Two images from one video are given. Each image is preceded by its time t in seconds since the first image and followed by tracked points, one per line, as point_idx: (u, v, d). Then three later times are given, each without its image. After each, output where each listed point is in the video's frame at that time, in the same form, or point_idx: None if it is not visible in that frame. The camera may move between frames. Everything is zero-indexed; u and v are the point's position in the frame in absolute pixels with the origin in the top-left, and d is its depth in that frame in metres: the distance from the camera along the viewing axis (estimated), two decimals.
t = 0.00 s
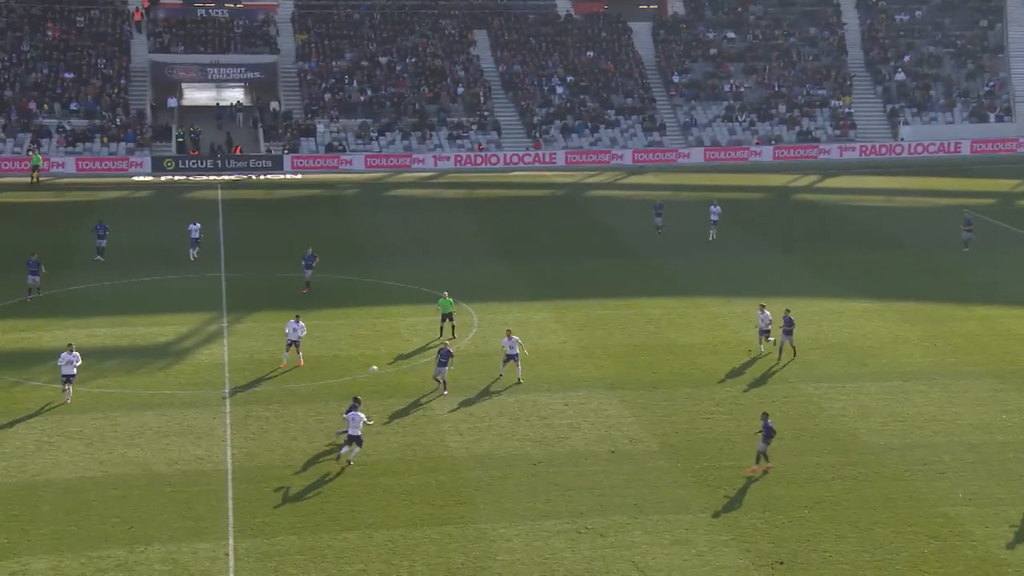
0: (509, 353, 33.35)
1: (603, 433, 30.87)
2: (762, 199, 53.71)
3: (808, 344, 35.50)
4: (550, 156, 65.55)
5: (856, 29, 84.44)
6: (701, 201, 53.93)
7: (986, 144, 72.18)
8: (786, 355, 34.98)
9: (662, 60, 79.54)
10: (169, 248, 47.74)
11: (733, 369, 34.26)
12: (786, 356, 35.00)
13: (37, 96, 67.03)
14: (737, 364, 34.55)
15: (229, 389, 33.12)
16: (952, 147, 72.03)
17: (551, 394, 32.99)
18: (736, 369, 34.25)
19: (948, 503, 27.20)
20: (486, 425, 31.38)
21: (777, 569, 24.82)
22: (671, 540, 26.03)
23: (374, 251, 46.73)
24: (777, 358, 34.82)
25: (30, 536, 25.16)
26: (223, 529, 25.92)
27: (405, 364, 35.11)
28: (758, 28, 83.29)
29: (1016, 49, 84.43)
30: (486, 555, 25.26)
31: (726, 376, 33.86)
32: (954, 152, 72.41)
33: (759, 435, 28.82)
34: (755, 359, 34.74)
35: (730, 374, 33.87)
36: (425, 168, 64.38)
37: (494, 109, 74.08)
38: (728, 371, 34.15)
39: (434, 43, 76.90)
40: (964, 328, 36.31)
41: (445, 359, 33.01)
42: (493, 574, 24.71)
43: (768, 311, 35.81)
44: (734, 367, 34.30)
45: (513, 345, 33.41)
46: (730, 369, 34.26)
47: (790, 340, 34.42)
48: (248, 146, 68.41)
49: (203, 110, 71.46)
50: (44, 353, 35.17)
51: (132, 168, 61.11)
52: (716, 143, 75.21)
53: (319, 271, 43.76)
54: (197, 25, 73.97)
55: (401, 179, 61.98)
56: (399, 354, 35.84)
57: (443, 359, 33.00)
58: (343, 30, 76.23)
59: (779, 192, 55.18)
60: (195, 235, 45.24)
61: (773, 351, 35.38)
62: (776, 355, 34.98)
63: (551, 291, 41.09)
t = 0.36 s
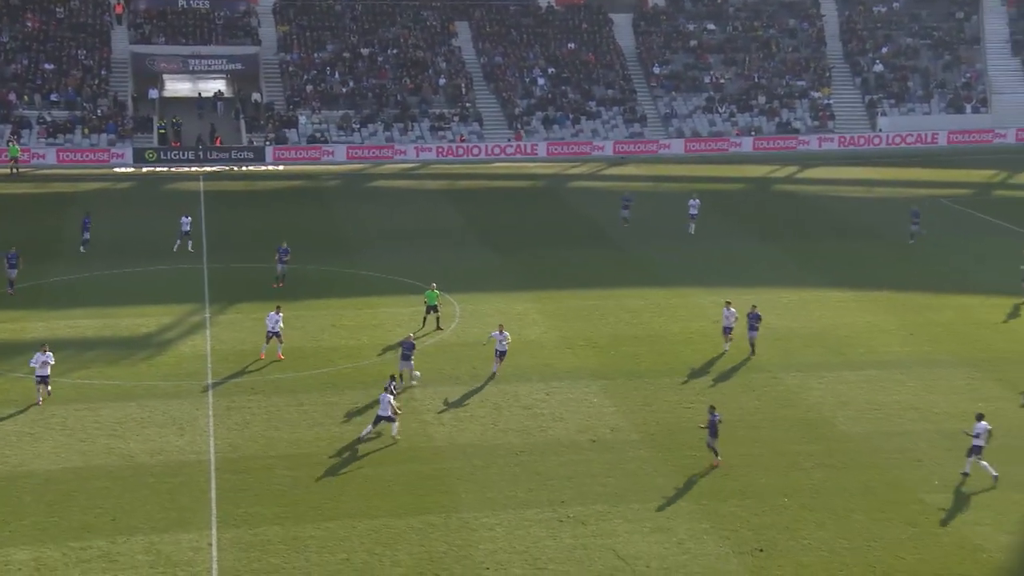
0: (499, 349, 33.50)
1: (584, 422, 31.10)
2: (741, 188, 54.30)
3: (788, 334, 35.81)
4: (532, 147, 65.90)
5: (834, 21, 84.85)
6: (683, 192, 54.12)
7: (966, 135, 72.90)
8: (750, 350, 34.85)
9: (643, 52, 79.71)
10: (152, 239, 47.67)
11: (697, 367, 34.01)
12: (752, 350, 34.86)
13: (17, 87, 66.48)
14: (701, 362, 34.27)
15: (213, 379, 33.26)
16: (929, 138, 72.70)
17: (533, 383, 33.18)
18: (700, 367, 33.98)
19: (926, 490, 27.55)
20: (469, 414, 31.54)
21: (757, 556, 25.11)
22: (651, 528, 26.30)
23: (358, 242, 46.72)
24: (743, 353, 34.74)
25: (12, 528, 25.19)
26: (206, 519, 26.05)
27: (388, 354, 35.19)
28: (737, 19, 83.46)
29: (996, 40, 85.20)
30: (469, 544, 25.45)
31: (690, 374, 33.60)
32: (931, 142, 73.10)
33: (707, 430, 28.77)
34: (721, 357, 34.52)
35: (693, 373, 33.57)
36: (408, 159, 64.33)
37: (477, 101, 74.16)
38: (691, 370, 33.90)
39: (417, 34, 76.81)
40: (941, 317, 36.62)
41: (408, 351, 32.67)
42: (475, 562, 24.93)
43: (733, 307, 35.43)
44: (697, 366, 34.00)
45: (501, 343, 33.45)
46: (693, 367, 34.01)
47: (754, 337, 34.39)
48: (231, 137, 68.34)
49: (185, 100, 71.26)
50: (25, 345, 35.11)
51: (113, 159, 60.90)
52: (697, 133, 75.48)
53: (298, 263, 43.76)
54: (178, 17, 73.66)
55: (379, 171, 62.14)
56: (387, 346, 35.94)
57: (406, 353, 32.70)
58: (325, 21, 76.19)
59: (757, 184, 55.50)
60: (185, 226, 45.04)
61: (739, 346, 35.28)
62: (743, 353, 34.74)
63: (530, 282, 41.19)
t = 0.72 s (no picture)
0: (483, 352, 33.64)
1: (551, 415, 31.89)
2: (704, 186, 55.48)
3: (749, 328, 36.75)
4: (499, 147, 66.60)
5: (793, 24, 86.09)
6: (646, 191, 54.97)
7: (919, 135, 74.07)
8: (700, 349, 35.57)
9: (608, 53, 80.71)
10: (126, 237, 48.07)
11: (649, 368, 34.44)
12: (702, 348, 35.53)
13: None
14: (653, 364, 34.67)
15: (187, 375, 33.81)
16: (884, 138, 74.03)
17: (502, 377, 33.93)
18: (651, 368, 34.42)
19: (881, 479, 28.52)
20: (439, 408, 32.27)
21: (719, 545, 25.96)
22: (617, 518, 27.11)
23: (329, 240, 47.28)
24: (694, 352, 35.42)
25: None
26: (181, 512, 26.62)
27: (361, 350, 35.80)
28: (699, 22, 84.77)
29: (946, 43, 86.00)
30: (439, 535, 26.15)
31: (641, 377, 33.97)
32: (886, 142, 74.44)
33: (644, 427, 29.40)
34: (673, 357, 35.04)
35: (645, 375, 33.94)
36: (378, 158, 64.87)
37: (446, 102, 74.79)
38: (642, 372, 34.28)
39: (386, 36, 77.55)
40: (898, 311, 37.66)
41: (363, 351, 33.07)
42: (445, 553, 25.64)
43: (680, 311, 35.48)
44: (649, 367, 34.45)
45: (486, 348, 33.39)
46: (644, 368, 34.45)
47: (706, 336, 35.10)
48: (203, 138, 68.67)
49: (158, 101, 71.43)
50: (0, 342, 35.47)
51: (87, 159, 60.84)
52: (661, 133, 76.49)
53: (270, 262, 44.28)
54: (151, 19, 73.88)
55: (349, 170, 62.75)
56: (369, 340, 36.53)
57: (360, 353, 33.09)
58: (296, 24, 76.80)
59: (719, 182, 56.55)
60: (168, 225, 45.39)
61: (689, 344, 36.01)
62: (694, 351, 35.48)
63: (497, 279, 41.90)
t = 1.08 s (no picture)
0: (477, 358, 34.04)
1: (513, 411, 32.75)
2: (660, 187, 56.65)
3: (706, 325, 37.78)
4: (461, 150, 67.34)
5: (744, 31, 87.70)
6: (603, 193, 55.97)
7: (864, 138, 75.85)
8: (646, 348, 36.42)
9: (566, 59, 81.88)
10: (94, 238, 48.47)
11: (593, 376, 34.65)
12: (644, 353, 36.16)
13: None
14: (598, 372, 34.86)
15: (154, 374, 34.36)
16: (832, 140, 75.61)
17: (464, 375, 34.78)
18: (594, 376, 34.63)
19: (831, 470, 29.59)
20: (403, 405, 33.04)
21: (676, 534, 26.87)
22: (577, 510, 27.99)
23: (294, 241, 47.91)
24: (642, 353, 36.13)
25: None
26: (149, 509, 27.22)
27: (327, 348, 36.52)
28: (654, 28, 86.24)
29: (890, 50, 88.29)
30: (404, 529, 26.89)
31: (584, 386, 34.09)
32: (834, 144, 76.08)
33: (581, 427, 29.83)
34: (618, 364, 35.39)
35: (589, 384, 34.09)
36: (343, 162, 65.57)
37: (409, 107, 75.64)
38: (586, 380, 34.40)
39: (349, 42, 78.33)
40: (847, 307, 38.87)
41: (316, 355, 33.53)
42: (409, 545, 26.38)
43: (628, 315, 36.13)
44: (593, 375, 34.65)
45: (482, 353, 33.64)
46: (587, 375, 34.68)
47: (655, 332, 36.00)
48: (171, 142, 69.02)
49: (126, 106, 71.75)
50: None
51: (55, 163, 61.59)
52: (618, 136, 77.71)
53: (237, 263, 44.88)
54: (118, 24, 73.98)
55: (315, 173, 63.35)
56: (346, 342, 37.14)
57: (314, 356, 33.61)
58: (261, 30, 77.23)
59: (674, 183, 57.79)
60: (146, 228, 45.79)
61: (640, 342, 36.88)
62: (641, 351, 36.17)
63: (459, 279, 42.68)
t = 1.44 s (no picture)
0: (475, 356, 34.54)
1: (473, 404, 33.70)
2: (615, 187, 57.91)
3: (660, 320, 38.92)
4: (422, 150, 68.24)
5: (694, 35, 89.10)
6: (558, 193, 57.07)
7: (809, 138, 77.89)
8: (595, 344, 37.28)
9: (523, 62, 82.96)
10: (59, 238, 48.88)
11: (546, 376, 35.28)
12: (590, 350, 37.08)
13: None
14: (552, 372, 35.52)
15: (121, 371, 35.00)
16: (779, 140, 77.59)
17: (425, 370, 35.69)
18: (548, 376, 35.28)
19: (780, 458, 30.76)
20: (366, 399, 33.89)
21: (630, 522, 27.90)
22: (535, 500, 28.96)
23: (257, 240, 48.59)
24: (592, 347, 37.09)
25: None
26: (116, 503, 27.90)
27: (291, 345, 37.30)
28: (609, 33, 87.45)
29: (833, 52, 89.67)
30: (368, 520, 27.73)
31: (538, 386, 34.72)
32: (780, 144, 78.04)
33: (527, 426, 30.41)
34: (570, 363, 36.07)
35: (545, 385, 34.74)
36: (306, 163, 66.26)
37: (370, 109, 76.36)
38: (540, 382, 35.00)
39: (311, 46, 78.90)
40: (796, 302, 40.17)
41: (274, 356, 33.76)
42: (373, 536, 27.22)
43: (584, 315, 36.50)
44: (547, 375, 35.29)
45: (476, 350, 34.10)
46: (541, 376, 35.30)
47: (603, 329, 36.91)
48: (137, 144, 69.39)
49: (91, 109, 71.96)
50: None
51: (21, 164, 62.12)
52: (574, 137, 78.97)
53: (201, 262, 45.51)
54: (82, 29, 74.18)
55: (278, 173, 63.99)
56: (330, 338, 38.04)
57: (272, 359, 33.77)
58: (224, 34, 77.73)
59: (628, 183, 59.04)
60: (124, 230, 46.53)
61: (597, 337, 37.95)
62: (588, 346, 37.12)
63: (418, 277, 43.55)
